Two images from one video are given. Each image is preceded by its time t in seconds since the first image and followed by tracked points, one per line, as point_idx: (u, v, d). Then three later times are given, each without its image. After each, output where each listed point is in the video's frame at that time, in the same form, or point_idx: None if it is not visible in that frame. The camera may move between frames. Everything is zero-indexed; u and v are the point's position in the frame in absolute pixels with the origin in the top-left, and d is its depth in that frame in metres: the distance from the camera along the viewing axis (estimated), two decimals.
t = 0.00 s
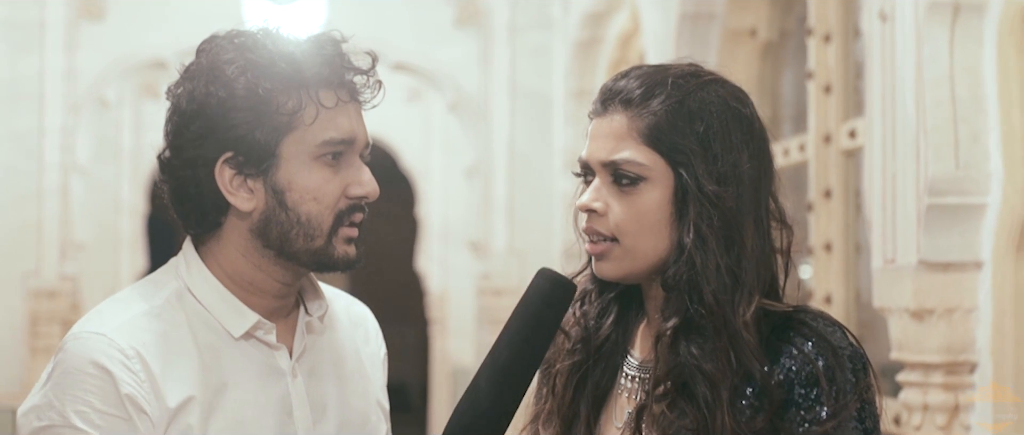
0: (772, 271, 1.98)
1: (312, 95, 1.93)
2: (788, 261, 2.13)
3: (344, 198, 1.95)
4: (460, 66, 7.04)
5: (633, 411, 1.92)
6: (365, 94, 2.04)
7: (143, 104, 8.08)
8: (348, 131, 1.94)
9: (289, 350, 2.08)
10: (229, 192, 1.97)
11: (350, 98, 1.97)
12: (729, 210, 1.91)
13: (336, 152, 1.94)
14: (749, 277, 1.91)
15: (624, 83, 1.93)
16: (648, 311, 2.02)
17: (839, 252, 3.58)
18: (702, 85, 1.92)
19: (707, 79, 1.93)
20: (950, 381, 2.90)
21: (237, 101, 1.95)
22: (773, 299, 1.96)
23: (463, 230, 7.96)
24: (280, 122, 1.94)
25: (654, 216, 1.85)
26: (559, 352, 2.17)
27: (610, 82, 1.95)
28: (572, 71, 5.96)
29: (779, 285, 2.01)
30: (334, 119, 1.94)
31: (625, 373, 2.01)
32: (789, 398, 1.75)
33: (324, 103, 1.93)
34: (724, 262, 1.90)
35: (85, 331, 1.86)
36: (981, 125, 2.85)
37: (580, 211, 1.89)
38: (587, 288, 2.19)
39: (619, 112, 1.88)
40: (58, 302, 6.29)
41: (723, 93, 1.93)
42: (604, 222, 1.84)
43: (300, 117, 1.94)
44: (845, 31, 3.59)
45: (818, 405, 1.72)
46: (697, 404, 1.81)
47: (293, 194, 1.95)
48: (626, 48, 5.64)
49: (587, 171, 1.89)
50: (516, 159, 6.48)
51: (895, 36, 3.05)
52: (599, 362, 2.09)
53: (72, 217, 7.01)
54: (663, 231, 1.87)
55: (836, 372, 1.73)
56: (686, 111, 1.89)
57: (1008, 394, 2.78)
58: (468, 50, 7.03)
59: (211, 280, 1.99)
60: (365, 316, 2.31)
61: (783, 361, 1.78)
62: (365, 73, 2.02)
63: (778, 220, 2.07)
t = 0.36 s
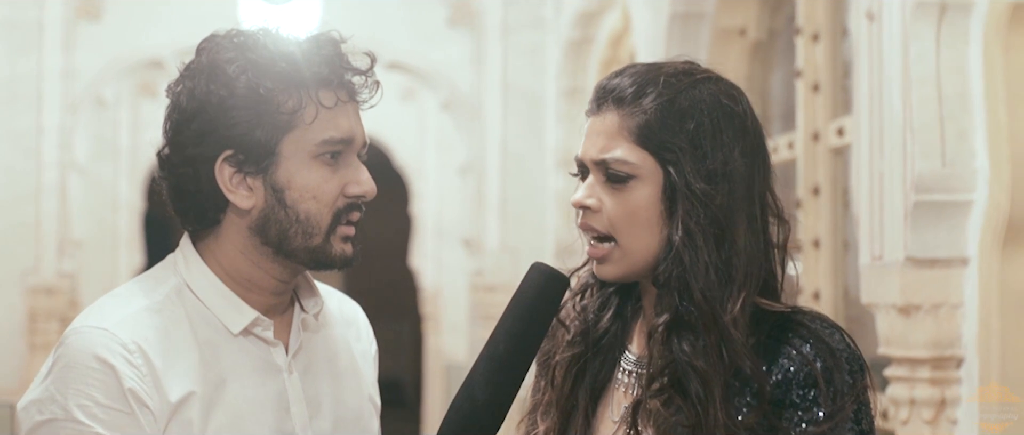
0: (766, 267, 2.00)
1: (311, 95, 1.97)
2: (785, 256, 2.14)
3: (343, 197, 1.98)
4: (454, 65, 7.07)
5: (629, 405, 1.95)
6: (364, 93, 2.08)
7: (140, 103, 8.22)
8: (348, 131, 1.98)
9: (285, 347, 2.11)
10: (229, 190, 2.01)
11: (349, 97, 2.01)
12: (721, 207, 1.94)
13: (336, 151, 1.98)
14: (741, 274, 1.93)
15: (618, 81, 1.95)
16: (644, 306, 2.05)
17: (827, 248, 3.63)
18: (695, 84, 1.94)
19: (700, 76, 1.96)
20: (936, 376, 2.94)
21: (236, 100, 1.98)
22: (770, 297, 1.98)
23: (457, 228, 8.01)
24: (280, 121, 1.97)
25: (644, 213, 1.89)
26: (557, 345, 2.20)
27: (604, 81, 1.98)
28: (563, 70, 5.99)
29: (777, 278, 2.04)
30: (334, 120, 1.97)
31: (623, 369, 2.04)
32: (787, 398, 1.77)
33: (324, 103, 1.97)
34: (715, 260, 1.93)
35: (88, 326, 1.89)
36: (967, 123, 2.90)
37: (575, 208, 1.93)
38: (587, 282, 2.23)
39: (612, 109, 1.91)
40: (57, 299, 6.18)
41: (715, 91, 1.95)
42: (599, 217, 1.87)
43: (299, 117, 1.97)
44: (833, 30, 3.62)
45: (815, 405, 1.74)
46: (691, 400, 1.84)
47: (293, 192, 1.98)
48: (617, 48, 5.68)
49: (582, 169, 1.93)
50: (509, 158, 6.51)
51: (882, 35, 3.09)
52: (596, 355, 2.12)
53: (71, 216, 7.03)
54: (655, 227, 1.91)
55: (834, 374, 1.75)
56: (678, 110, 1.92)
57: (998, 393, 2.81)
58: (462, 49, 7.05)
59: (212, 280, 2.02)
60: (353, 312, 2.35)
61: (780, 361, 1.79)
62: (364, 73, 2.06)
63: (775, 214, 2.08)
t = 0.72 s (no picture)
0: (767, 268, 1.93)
1: (314, 94, 1.96)
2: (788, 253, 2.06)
3: (344, 194, 1.97)
4: (450, 63, 7.10)
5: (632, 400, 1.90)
6: (365, 92, 2.05)
7: (138, 101, 8.15)
8: (348, 129, 1.97)
9: (286, 342, 2.09)
10: (231, 187, 1.99)
11: (351, 97, 2.00)
12: (722, 207, 1.87)
13: (337, 149, 1.97)
14: (740, 272, 1.86)
15: (620, 80, 1.90)
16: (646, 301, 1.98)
17: (818, 245, 3.67)
18: (699, 82, 1.88)
19: (702, 76, 1.89)
20: (927, 371, 2.98)
21: (240, 97, 1.98)
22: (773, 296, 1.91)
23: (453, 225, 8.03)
24: (282, 118, 1.96)
25: (642, 210, 1.83)
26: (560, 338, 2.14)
27: (608, 78, 1.92)
28: (559, 70, 6.01)
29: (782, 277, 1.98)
30: (336, 118, 1.97)
31: (625, 363, 1.98)
32: (789, 397, 1.72)
33: (325, 101, 1.96)
34: (714, 259, 1.86)
35: (94, 321, 1.88)
36: (958, 122, 2.92)
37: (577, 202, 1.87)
38: (591, 274, 2.16)
39: (615, 108, 1.86)
40: (57, 296, 6.81)
41: (717, 92, 1.88)
42: (601, 210, 1.81)
43: (302, 115, 1.96)
44: (825, 30, 3.66)
45: (817, 403, 1.69)
46: (691, 398, 1.78)
47: (295, 189, 1.97)
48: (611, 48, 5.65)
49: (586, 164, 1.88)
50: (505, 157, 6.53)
51: (875, 35, 3.13)
52: (600, 349, 2.05)
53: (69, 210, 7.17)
54: (653, 222, 1.84)
55: (837, 373, 1.70)
56: (679, 109, 1.85)
57: (988, 393, 2.84)
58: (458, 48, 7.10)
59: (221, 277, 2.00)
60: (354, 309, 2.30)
61: (782, 359, 1.74)
62: (366, 72, 2.04)
63: (778, 214, 1.98)
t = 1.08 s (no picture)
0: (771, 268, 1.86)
1: (318, 92, 1.95)
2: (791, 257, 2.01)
3: (347, 190, 1.97)
4: (451, 63, 7.13)
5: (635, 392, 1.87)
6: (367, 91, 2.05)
7: (142, 99, 8.21)
8: (351, 127, 1.97)
9: (288, 337, 2.12)
10: (235, 184, 1.99)
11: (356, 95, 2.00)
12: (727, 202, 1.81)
13: (339, 147, 1.96)
14: (742, 268, 1.80)
15: (631, 73, 1.85)
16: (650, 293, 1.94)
17: (812, 242, 3.72)
18: (709, 79, 1.83)
19: (715, 75, 1.84)
20: (919, 366, 3.04)
21: (243, 95, 1.97)
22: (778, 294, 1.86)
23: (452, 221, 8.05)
24: (285, 116, 1.96)
25: (645, 198, 1.78)
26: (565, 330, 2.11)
27: (620, 71, 1.88)
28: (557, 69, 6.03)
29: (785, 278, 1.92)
30: (338, 116, 1.96)
31: (629, 357, 1.95)
32: (793, 392, 1.66)
33: (328, 99, 1.96)
34: (715, 252, 1.80)
35: (97, 316, 1.89)
36: (950, 121, 2.97)
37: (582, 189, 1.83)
38: (597, 266, 2.13)
39: (626, 99, 1.82)
40: (60, 291, 6.74)
41: (729, 91, 1.82)
42: (602, 197, 1.77)
43: (305, 112, 1.96)
44: (819, 29, 3.71)
45: (820, 398, 1.64)
46: (691, 391, 1.74)
47: (299, 186, 1.97)
48: (609, 46, 5.66)
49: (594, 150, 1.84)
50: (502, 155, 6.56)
51: (868, 34, 3.17)
52: (604, 341, 2.02)
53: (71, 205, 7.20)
54: (654, 214, 1.80)
55: (840, 369, 1.64)
56: (688, 105, 1.80)
57: (987, 393, 2.85)
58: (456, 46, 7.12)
59: (228, 280, 2.01)
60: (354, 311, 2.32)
61: (786, 354, 1.68)
62: (367, 70, 2.03)
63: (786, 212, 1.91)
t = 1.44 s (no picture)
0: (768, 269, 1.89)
1: (302, 89, 1.97)
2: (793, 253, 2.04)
3: (346, 173, 2.00)
4: (446, 63, 7.20)
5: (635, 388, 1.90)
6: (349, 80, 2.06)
7: (143, 98, 8.12)
8: (340, 120, 1.99)
9: (284, 335, 2.10)
10: (234, 191, 1.99)
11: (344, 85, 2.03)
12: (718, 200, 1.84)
13: (334, 141, 1.99)
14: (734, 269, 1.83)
15: (628, 73, 1.89)
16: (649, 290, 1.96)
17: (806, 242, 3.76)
18: (700, 81, 1.85)
19: (708, 76, 1.86)
20: (910, 363, 3.09)
21: (234, 102, 1.96)
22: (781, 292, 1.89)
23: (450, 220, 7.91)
24: (276, 118, 1.97)
25: (636, 195, 1.81)
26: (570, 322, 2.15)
27: (615, 73, 1.92)
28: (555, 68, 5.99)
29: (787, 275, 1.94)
30: (328, 111, 1.99)
31: (631, 354, 1.98)
32: (792, 390, 1.69)
33: (314, 94, 1.98)
34: (712, 251, 1.83)
35: (94, 315, 1.87)
36: (940, 121, 3.02)
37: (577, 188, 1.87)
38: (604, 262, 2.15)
39: (619, 101, 1.86)
40: (62, 289, 6.83)
41: (720, 91, 1.84)
42: (597, 195, 1.81)
43: (295, 112, 1.97)
44: (811, 30, 3.75)
45: (819, 397, 1.68)
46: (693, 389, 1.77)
47: (300, 182, 1.98)
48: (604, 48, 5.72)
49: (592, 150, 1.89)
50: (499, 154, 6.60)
51: (860, 35, 3.22)
52: (609, 333, 2.06)
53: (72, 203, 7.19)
54: (646, 212, 1.82)
55: (840, 368, 1.68)
56: (678, 106, 1.83)
57: (987, 393, 2.87)
58: (452, 48, 7.18)
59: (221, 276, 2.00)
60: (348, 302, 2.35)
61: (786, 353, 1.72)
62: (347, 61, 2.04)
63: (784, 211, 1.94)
